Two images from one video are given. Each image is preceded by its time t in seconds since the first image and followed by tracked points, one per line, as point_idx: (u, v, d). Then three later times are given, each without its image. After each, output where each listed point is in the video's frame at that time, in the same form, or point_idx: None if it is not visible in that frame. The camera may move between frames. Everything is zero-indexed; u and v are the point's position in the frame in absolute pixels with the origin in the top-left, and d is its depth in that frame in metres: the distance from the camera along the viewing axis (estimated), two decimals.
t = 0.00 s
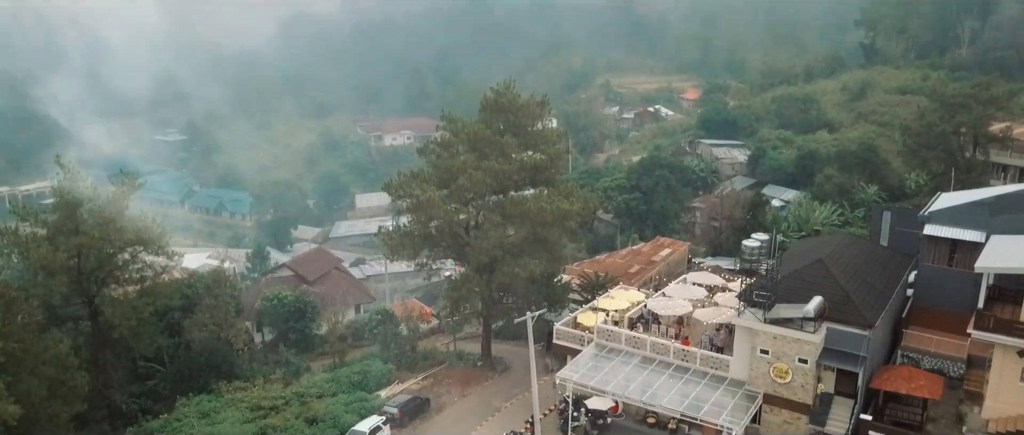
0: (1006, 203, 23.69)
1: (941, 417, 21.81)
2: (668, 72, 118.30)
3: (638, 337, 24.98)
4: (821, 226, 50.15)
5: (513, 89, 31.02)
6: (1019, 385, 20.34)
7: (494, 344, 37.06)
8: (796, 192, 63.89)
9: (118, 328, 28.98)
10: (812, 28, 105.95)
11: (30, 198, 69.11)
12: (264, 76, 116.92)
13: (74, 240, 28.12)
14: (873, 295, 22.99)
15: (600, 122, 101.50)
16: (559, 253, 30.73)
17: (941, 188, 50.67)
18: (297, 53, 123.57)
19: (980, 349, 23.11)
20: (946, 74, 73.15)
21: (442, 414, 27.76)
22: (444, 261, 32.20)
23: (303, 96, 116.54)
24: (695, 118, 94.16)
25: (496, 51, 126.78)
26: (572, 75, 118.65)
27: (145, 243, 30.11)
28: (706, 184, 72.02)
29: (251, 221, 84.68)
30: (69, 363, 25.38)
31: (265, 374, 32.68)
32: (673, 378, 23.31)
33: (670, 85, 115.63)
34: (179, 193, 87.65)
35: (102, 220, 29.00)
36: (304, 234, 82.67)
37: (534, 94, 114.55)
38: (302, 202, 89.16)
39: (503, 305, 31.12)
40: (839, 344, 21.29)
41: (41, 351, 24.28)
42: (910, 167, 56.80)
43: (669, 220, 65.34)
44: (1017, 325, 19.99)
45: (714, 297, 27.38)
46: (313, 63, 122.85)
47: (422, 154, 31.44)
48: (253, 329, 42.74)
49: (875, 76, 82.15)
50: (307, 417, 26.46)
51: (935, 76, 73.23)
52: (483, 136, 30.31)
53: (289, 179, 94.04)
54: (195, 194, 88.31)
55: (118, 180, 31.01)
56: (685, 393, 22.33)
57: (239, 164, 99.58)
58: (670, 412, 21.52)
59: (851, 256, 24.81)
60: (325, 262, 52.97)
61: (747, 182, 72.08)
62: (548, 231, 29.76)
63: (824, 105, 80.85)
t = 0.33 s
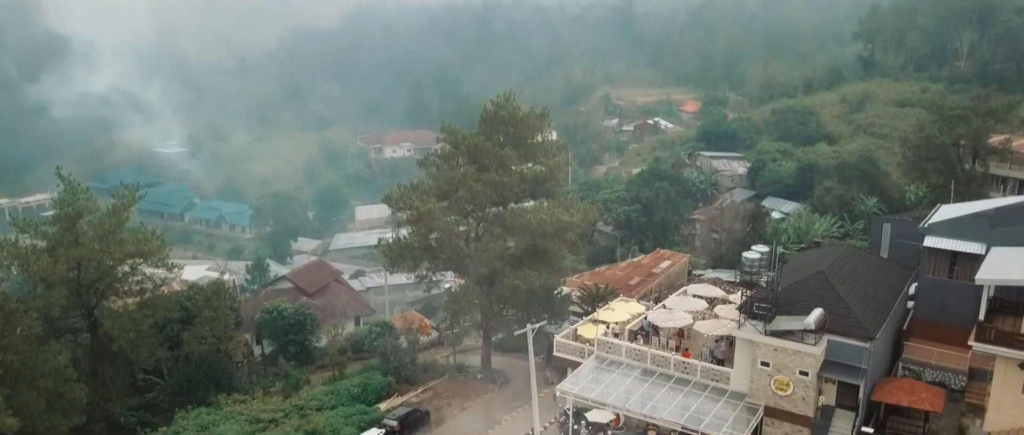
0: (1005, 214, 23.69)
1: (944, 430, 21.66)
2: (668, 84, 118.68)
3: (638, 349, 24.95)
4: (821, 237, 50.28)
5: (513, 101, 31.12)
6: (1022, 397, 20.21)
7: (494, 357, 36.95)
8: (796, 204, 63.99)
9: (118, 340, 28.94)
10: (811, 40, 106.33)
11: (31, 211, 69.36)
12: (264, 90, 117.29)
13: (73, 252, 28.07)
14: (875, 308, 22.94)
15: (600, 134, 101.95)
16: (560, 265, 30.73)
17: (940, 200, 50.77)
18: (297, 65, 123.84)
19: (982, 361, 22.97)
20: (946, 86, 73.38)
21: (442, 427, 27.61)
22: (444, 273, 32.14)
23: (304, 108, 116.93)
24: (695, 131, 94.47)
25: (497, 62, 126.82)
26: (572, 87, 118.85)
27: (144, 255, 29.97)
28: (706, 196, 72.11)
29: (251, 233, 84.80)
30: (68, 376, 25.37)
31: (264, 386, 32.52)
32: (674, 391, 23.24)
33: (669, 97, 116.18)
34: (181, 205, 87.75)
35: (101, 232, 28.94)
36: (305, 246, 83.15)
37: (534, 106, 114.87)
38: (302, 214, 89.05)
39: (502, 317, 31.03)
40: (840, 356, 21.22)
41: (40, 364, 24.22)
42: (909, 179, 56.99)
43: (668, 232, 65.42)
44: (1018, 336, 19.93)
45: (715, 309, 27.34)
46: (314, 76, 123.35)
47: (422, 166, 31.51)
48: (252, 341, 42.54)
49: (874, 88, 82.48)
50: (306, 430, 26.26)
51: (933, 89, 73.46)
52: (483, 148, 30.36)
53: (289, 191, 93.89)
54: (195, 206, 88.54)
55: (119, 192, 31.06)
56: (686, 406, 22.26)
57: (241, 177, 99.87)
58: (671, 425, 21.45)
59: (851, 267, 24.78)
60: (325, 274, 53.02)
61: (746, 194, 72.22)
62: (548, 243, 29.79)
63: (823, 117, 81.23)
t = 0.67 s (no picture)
0: (1005, 227, 23.73)
1: None
2: (667, 96, 118.87)
3: (638, 362, 24.92)
4: (821, 250, 50.27)
5: (513, 114, 31.20)
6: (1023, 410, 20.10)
7: (494, 370, 36.84)
8: (796, 217, 64.05)
9: (117, 353, 28.87)
10: (810, 53, 106.60)
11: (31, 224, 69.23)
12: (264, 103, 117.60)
13: (72, 265, 28.01)
14: (875, 321, 22.87)
15: (600, 147, 102.16)
16: (560, 278, 30.71)
17: (940, 212, 50.82)
18: (297, 79, 125.47)
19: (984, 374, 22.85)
20: (945, 99, 73.57)
21: None
22: (445, 285, 32.04)
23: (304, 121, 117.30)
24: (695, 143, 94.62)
25: (496, 75, 126.91)
26: (571, 100, 118.77)
27: (144, 267, 29.83)
28: (706, 208, 72.13)
29: (251, 246, 84.79)
30: (67, 389, 25.27)
31: (264, 399, 32.39)
32: (675, 404, 23.16)
33: (669, 110, 115.91)
34: (180, 217, 88.22)
35: (101, 245, 28.96)
36: (304, 259, 82.47)
37: (534, 119, 114.98)
38: (301, 227, 88.83)
39: (503, 330, 30.77)
40: (841, 369, 21.17)
41: (37, 377, 24.14)
42: (909, 191, 57.06)
43: (668, 245, 65.39)
44: (1019, 350, 19.87)
45: (715, 322, 27.27)
46: (313, 92, 124.23)
47: (422, 178, 31.55)
48: (251, 354, 42.43)
49: (873, 101, 82.76)
50: None
51: (933, 102, 73.66)
52: (483, 161, 30.46)
53: (289, 203, 93.62)
54: (195, 218, 88.66)
55: (119, 205, 31.10)
56: (686, 419, 22.17)
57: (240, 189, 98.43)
58: None
59: (850, 280, 24.77)
60: (324, 287, 52.96)
61: (746, 206, 72.24)
62: (548, 255, 29.82)
63: (822, 130, 81.72)
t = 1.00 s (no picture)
0: (1005, 239, 23.77)
1: None
2: (666, 108, 119.83)
3: (638, 375, 24.85)
4: (821, 262, 50.24)
5: (513, 127, 31.34)
6: None
7: (495, 383, 36.67)
8: (796, 229, 64.08)
9: (116, 366, 28.79)
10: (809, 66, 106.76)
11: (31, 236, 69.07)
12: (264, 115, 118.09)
13: (71, 278, 27.97)
14: (877, 333, 22.81)
15: (600, 160, 102.36)
16: (560, 291, 30.65)
17: (940, 224, 50.82)
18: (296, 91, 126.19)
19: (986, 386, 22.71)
20: (944, 112, 73.74)
21: None
22: (444, 298, 31.94)
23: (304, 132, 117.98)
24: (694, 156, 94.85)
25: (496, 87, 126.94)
26: (571, 113, 118.85)
27: (143, 280, 29.73)
28: (705, 220, 72.15)
29: (250, 258, 85.04)
30: (66, 402, 25.17)
31: (263, 412, 32.22)
32: (675, 417, 23.05)
33: (668, 123, 115.90)
34: (179, 230, 88.20)
35: (102, 257, 28.85)
36: (305, 271, 83.16)
37: (534, 132, 115.11)
38: (300, 239, 88.70)
39: (502, 342, 30.52)
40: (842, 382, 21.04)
41: (36, 390, 24.05)
42: (909, 204, 57.10)
43: (668, 257, 65.31)
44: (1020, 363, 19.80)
45: (715, 335, 27.19)
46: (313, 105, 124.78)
47: (422, 191, 31.61)
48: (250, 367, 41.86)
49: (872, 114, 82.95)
50: None
51: (931, 114, 73.87)
52: (483, 173, 30.56)
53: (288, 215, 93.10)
54: (194, 231, 88.71)
55: (119, 217, 31.16)
56: (687, 432, 22.05)
57: (239, 201, 98.94)
58: None
59: (850, 292, 24.75)
60: (324, 299, 52.91)
61: (746, 218, 72.23)
62: (548, 268, 29.80)
63: (822, 143, 82.62)
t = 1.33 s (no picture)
0: (1005, 252, 23.77)
1: None
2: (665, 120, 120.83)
3: (639, 388, 24.77)
4: (821, 275, 50.24)
5: (512, 140, 31.48)
6: None
7: (494, 396, 36.55)
8: (795, 241, 64.13)
9: (115, 379, 28.69)
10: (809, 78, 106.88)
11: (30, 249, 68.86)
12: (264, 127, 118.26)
13: (72, 291, 27.95)
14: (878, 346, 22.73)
15: (600, 172, 102.48)
16: (560, 303, 30.62)
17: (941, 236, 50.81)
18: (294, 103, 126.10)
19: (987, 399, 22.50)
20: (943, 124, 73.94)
21: None
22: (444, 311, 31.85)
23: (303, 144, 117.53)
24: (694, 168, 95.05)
25: (495, 100, 127.01)
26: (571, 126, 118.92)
27: (143, 292, 29.66)
28: (705, 232, 72.18)
29: (250, 270, 85.55)
30: (64, 416, 25.05)
31: (262, 425, 32.10)
32: (676, 430, 22.97)
33: (669, 135, 116.88)
34: (178, 242, 88.50)
35: (101, 270, 28.82)
36: (304, 283, 83.80)
37: (534, 144, 115.20)
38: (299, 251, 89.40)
39: (502, 355, 30.50)
40: (842, 395, 20.95)
41: (34, 404, 23.94)
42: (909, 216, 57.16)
43: (668, 270, 65.21)
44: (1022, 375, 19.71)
45: (716, 348, 27.10)
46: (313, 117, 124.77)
47: (422, 204, 31.67)
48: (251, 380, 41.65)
49: (871, 127, 83.17)
50: None
51: (930, 127, 74.10)
52: (482, 186, 30.63)
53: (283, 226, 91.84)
54: (194, 244, 88.68)
55: (119, 230, 31.21)
56: None
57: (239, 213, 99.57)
58: None
59: (851, 305, 24.73)
60: (324, 312, 52.85)
61: (746, 231, 72.29)
62: (548, 280, 29.80)
63: (821, 155, 83.37)
